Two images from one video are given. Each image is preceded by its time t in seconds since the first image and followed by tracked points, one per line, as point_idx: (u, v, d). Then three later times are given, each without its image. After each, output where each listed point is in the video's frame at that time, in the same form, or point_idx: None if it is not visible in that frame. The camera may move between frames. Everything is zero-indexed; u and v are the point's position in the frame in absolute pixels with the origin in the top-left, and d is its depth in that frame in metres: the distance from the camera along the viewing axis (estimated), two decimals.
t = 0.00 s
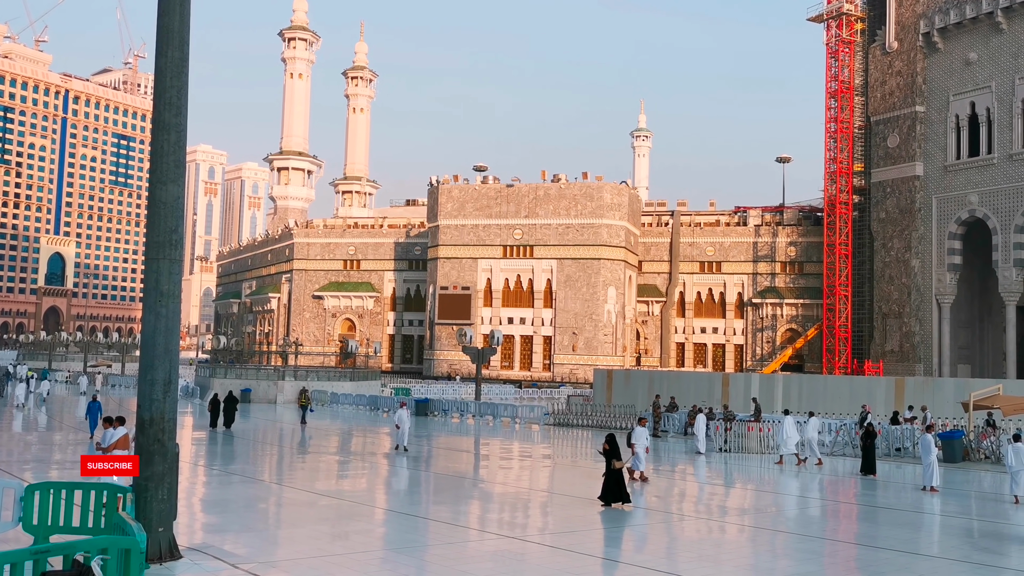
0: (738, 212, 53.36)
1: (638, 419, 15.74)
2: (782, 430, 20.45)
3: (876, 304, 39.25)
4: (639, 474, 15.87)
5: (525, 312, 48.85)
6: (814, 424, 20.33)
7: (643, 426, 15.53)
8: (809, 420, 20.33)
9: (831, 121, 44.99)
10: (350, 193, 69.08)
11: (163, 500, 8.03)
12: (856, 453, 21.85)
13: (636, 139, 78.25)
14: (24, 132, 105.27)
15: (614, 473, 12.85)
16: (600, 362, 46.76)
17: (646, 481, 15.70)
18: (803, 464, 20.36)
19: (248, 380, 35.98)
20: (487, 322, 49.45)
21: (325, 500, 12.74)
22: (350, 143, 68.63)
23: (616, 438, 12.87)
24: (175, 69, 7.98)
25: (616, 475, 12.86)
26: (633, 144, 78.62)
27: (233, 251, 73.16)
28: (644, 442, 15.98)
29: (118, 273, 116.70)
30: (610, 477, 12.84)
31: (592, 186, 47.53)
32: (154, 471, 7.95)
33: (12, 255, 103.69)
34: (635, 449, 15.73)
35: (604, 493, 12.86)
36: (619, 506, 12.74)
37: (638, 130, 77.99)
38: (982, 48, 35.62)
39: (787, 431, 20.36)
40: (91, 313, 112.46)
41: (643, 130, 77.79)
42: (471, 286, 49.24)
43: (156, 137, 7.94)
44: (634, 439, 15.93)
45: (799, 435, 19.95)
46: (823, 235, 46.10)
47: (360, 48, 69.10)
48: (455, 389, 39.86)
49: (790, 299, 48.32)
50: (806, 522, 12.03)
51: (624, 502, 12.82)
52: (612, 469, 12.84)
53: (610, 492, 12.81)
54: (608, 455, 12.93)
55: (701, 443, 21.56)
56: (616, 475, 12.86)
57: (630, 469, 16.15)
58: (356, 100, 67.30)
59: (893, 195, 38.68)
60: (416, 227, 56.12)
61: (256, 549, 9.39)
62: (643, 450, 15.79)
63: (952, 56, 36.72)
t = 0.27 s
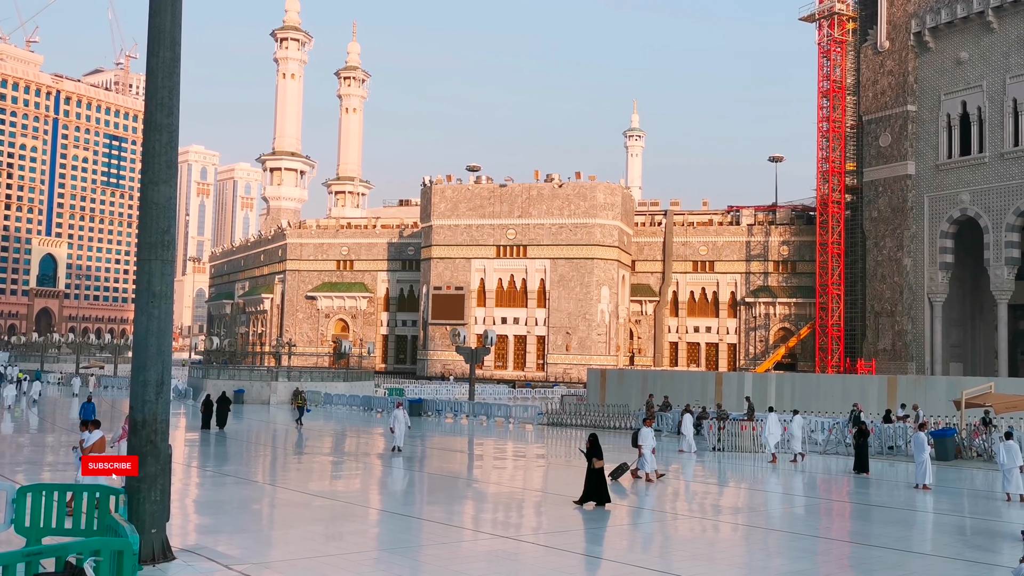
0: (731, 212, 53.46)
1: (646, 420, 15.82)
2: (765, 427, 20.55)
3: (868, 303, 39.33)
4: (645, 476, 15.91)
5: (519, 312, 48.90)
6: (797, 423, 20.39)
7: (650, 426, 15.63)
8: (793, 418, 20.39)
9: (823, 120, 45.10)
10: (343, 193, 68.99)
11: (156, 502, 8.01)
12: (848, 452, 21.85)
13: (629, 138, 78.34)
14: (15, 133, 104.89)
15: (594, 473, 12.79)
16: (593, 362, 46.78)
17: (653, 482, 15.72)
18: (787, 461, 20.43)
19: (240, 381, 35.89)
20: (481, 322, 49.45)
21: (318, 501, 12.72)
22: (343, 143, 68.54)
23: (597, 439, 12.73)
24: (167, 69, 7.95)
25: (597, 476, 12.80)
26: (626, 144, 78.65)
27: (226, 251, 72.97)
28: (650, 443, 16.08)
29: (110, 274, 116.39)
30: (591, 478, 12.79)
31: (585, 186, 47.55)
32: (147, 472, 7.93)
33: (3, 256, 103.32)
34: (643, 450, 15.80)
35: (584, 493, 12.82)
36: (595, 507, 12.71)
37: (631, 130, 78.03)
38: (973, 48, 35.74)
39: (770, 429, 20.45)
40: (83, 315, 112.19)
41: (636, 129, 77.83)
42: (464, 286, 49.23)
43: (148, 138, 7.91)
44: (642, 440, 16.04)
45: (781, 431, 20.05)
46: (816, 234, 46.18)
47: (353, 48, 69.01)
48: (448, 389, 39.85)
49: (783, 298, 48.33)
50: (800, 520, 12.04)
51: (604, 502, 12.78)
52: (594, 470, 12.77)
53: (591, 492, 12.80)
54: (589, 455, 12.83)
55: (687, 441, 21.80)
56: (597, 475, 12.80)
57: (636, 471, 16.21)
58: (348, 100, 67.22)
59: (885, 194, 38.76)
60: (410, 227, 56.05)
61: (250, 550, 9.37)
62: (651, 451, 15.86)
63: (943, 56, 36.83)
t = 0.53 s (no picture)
0: (718, 211, 53.63)
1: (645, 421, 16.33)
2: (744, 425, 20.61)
3: (854, 301, 39.51)
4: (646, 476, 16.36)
5: (507, 312, 48.89)
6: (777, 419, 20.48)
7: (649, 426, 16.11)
8: (772, 415, 20.47)
9: (809, 119, 45.30)
10: (330, 193, 68.83)
11: (142, 504, 7.97)
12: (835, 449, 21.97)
13: (616, 138, 78.44)
14: None
15: (568, 471, 12.83)
16: (582, 361, 46.82)
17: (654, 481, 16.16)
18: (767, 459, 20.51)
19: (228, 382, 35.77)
20: (469, 322, 49.44)
21: (306, 502, 12.69)
22: (330, 143, 68.38)
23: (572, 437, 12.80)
24: (151, 70, 7.91)
25: (571, 474, 12.83)
26: (613, 143, 78.75)
27: (213, 252, 72.69)
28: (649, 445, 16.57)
29: (96, 276, 115.78)
30: (565, 476, 12.82)
31: (573, 186, 47.61)
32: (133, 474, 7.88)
33: None
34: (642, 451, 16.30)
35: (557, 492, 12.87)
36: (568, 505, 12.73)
37: (618, 129, 78.16)
38: (957, 47, 35.95)
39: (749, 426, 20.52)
40: (68, 316, 111.60)
41: (623, 129, 77.95)
42: (452, 286, 49.21)
43: (133, 139, 7.88)
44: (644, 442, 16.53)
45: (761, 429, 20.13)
46: (803, 232, 46.37)
47: (340, 48, 68.87)
48: (436, 389, 39.84)
49: (770, 296, 48.49)
50: (788, 518, 12.08)
51: (576, 501, 12.82)
52: (567, 467, 12.81)
53: (564, 490, 12.80)
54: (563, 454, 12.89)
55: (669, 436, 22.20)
56: (571, 473, 12.84)
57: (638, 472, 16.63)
58: (335, 100, 67.06)
59: (871, 193, 38.94)
60: (397, 227, 55.96)
61: (237, 551, 9.35)
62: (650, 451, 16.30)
63: (927, 55, 37.04)
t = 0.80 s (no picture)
0: (701, 211, 53.83)
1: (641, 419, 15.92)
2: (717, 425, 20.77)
3: (835, 300, 39.76)
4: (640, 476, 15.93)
5: (489, 312, 48.84)
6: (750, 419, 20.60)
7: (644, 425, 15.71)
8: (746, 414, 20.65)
9: (790, 120, 45.59)
10: (312, 193, 68.60)
11: (122, 506, 7.92)
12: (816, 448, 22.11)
13: (599, 138, 78.58)
14: None
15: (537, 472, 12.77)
16: (565, 361, 46.86)
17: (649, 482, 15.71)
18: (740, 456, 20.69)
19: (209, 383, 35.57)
20: (452, 322, 49.40)
21: (288, 503, 12.64)
22: (312, 143, 68.15)
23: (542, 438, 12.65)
24: (130, 69, 7.85)
25: (540, 475, 12.79)
26: (596, 143, 78.89)
27: (194, 252, 72.27)
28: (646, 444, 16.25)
29: (75, 276, 114.88)
30: (533, 477, 12.78)
31: (555, 186, 47.69)
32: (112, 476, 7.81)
33: None
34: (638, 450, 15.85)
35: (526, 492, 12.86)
36: (536, 506, 12.76)
37: (601, 130, 78.33)
38: (935, 49, 36.24)
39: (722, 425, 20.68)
40: (47, 317, 110.66)
41: (606, 129, 78.13)
42: (435, 286, 49.16)
43: (112, 138, 7.81)
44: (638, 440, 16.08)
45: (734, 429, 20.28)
46: (785, 232, 46.65)
47: (322, 47, 68.65)
48: (419, 389, 39.79)
49: (751, 296, 48.70)
50: (769, 517, 12.14)
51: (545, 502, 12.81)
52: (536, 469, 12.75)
53: (531, 491, 12.82)
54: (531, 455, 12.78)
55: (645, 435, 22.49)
56: (539, 474, 12.79)
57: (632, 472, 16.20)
58: (317, 99, 66.83)
59: (851, 193, 39.19)
60: (380, 227, 55.83)
61: (219, 553, 9.31)
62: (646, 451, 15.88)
63: (907, 56, 37.32)
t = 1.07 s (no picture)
0: (674, 211, 54.10)
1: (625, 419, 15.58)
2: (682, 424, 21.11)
3: (807, 300, 40.10)
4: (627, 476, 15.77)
5: (464, 312, 48.79)
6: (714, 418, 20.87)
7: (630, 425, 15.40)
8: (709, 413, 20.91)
9: (763, 121, 45.95)
10: (286, 192, 68.21)
11: (91, 508, 7.84)
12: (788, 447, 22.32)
13: (574, 138, 78.75)
14: None
15: (498, 472, 12.76)
16: (539, 360, 46.92)
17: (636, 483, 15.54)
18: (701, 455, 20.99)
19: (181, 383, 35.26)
20: (426, 321, 49.29)
21: (261, 504, 12.57)
22: (286, 142, 67.75)
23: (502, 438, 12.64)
24: (100, 66, 7.77)
25: (501, 474, 12.78)
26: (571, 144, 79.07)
27: (165, 252, 71.60)
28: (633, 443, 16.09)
29: (44, 275, 113.43)
30: (493, 476, 12.77)
31: (530, 186, 47.75)
32: (81, 477, 7.73)
33: None
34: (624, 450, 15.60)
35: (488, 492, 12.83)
36: (499, 505, 12.73)
37: (576, 130, 78.51)
38: (905, 51, 36.67)
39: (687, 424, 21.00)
40: (15, 317, 109.17)
41: (581, 129, 78.32)
42: (409, 286, 49.04)
43: (81, 136, 7.71)
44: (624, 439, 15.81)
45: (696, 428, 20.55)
46: (758, 233, 46.98)
47: (296, 45, 68.26)
48: (393, 390, 39.68)
49: (724, 296, 49.01)
50: (741, 515, 12.24)
51: (505, 502, 12.80)
52: (497, 469, 12.72)
53: (495, 491, 12.78)
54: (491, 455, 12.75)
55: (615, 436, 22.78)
56: (500, 474, 12.78)
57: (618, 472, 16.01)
58: (290, 98, 66.44)
59: (823, 194, 39.52)
60: (354, 227, 55.61)
61: (190, 555, 9.25)
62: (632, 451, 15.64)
63: (878, 59, 37.74)
